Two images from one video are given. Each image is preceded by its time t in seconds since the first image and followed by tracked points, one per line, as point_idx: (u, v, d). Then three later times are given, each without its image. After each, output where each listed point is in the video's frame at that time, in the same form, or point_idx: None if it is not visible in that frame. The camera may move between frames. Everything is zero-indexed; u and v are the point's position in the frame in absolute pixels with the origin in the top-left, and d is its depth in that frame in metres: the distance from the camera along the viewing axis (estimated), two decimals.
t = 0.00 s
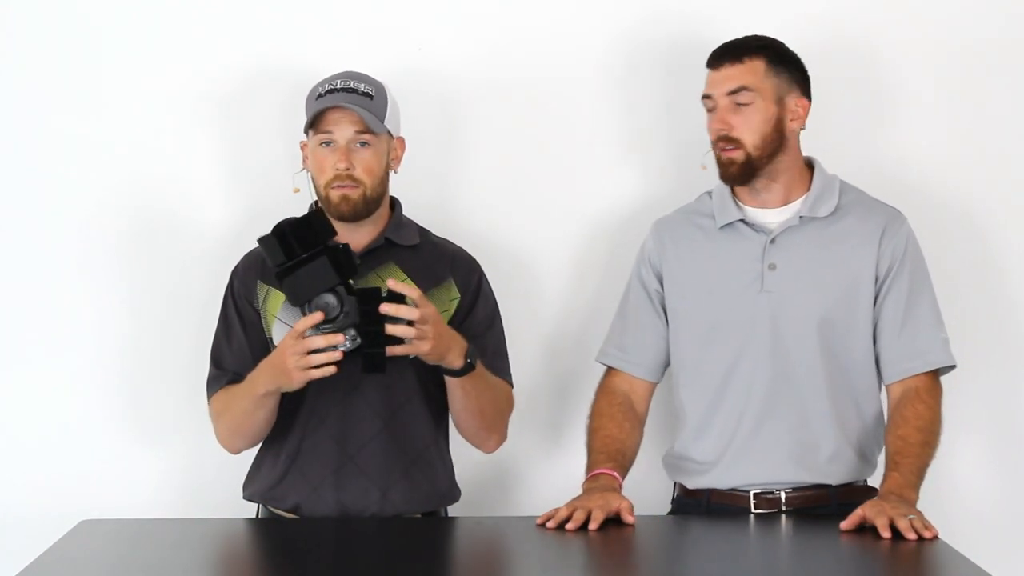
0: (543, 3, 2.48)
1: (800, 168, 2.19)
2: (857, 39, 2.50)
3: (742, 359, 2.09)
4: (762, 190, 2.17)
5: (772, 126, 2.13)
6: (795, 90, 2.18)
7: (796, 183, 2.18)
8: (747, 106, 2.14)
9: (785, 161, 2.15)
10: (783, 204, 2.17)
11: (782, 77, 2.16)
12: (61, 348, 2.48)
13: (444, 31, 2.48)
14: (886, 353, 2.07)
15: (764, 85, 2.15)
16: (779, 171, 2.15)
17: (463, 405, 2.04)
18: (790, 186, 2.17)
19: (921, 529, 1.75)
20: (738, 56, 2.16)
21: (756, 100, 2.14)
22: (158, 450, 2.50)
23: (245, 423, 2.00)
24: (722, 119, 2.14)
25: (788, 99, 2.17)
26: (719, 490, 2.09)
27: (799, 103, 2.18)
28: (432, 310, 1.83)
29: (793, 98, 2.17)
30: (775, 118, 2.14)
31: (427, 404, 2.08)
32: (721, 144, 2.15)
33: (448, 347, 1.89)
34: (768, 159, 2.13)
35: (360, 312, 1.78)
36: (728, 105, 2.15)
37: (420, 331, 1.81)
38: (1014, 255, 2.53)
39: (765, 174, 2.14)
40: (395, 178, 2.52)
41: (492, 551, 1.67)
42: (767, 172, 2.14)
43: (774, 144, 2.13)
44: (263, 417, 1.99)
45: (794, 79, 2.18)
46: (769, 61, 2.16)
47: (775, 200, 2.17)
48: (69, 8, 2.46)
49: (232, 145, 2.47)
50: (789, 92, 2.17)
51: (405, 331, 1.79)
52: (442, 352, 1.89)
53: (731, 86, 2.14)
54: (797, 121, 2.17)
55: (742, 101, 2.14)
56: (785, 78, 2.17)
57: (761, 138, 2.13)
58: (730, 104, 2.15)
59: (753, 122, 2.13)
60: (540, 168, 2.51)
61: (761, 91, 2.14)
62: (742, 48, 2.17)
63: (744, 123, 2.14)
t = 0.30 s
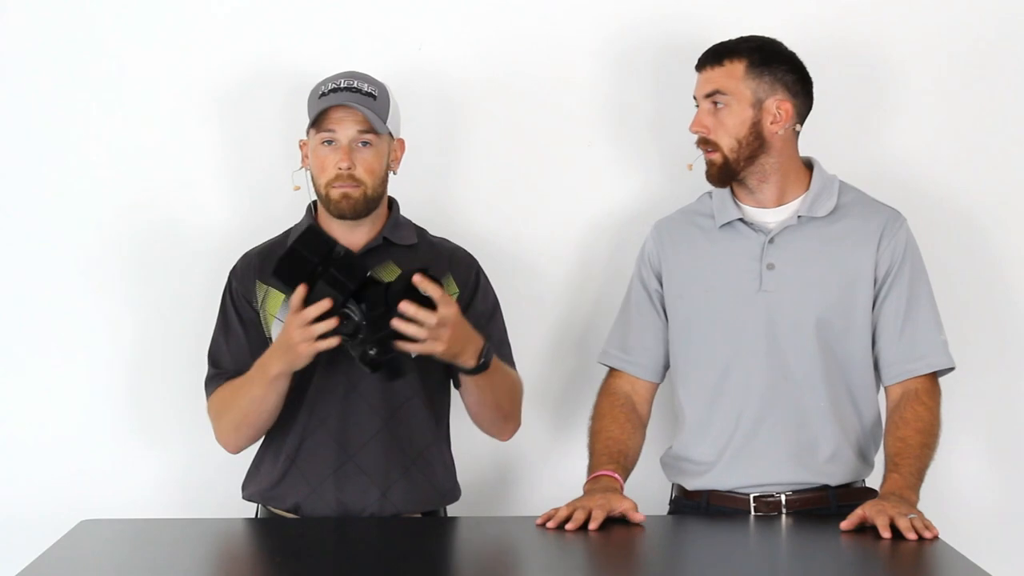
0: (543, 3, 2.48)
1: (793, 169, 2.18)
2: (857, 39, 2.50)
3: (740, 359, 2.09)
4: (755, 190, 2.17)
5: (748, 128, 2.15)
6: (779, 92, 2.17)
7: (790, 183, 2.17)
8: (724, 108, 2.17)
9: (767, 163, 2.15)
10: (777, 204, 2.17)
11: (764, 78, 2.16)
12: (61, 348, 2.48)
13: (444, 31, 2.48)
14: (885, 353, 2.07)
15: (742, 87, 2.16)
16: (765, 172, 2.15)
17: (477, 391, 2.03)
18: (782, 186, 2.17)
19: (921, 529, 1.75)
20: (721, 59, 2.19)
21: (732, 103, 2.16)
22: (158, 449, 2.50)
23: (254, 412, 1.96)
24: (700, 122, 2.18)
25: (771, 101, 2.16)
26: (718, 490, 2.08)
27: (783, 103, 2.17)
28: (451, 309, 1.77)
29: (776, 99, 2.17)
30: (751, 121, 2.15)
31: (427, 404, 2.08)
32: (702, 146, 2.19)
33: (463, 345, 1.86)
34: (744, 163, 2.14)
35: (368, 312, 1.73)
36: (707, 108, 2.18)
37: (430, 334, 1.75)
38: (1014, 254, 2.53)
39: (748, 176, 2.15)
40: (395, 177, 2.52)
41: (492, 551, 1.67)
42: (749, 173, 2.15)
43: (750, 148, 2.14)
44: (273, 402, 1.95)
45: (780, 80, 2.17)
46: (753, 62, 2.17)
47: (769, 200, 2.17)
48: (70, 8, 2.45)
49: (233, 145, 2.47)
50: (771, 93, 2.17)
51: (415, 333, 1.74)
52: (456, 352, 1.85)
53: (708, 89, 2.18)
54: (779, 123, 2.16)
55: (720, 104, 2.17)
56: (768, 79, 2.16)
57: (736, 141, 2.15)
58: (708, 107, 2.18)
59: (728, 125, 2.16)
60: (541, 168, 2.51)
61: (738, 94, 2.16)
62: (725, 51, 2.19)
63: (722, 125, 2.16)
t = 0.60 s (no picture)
0: (543, 3, 2.48)
1: (795, 168, 2.18)
2: (857, 39, 2.50)
3: (741, 359, 2.09)
4: (757, 190, 2.17)
5: (751, 128, 2.15)
6: (781, 91, 2.17)
7: (792, 183, 2.17)
8: (727, 108, 2.17)
9: (770, 163, 2.15)
10: (779, 204, 2.17)
11: (766, 78, 2.17)
12: (61, 349, 2.48)
13: (444, 32, 2.48)
14: (886, 354, 2.07)
15: (744, 87, 2.16)
16: (768, 172, 2.15)
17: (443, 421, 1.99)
18: (784, 186, 2.17)
19: (921, 529, 1.75)
20: (722, 60, 2.19)
21: (735, 103, 2.16)
22: (158, 450, 2.50)
23: (276, 412, 1.95)
24: (703, 123, 2.18)
25: (773, 101, 2.16)
26: (719, 490, 2.08)
27: (784, 103, 2.17)
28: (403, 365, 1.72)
29: (778, 99, 2.17)
30: (753, 121, 2.15)
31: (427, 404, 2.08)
32: (704, 146, 2.18)
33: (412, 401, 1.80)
34: (747, 162, 2.14)
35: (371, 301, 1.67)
36: (709, 108, 2.18)
37: (371, 361, 1.73)
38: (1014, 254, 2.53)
39: (750, 176, 2.15)
40: (395, 178, 2.52)
41: (492, 551, 1.67)
42: (752, 173, 2.15)
43: (753, 147, 2.14)
44: (301, 410, 1.94)
45: (782, 79, 2.17)
46: (755, 62, 2.17)
47: (772, 200, 2.17)
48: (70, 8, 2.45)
49: (233, 146, 2.47)
50: (773, 93, 2.17)
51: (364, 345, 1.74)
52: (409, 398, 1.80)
53: (710, 90, 2.17)
54: (782, 122, 2.16)
55: (722, 104, 2.17)
56: (770, 79, 2.17)
57: (739, 141, 2.15)
58: (711, 108, 2.18)
59: (731, 124, 2.16)
60: (541, 168, 2.51)
61: (740, 94, 2.16)
62: (726, 52, 2.19)
63: (724, 125, 2.16)
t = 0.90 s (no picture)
0: (543, 3, 2.48)
1: (798, 169, 2.18)
2: (857, 40, 2.50)
3: (743, 359, 2.08)
4: (760, 190, 2.16)
5: (755, 126, 2.15)
6: (786, 91, 2.17)
7: (796, 183, 2.17)
8: (732, 107, 2.16)
9: (775, 162, 2.15)
10: (783, 204, 2.17)
11: (770, 78, 2.17)
12: (61, 349, 2.48)
13: (444, 31, 2.48)
14: (887, 354, 2.07)
15: (751, 85, 2.16)
16: (771, 172, 2.15)
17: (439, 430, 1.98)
18: (788, 186, 2.16)
19: (921, 529, 1.75)
20: (728, 58, 2.19)
21: (741, 101, 2.16)
22: (157, 450, 2.50)
23: (283, 415, 1.95)
24: (708, 120, 2.17)
25: (777, 100, 2.17)
26: (720, 490, 2.08)
27: (789, 103, 2.17)
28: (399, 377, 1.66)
29: (783, 98, 2.17)
30: (759, 119, 2.15)
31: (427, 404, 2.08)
32: (709, 145, 2.18)
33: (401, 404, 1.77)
34: (752, 160, 2.14)
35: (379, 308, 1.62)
36: (715, 106, 2.17)
37: (368, 366, 1.68)
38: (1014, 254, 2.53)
39: (754, 175, 2.15)
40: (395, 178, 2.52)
41: (492, 551, 1.67)
42: (756, 172, 2.15)
43: (759, 146, 2.14)
44: (306, 412, 1.94)
45: (787, 79, 2.17)
46: (760, 61, 2.17)
47: (775, 199, 2.17)
48: (70, 9, 2.45)
49: (233, 146, 2.47)
50: (777, 93, 2.17)
51: (364, 349, 1.67)
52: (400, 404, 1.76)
53: (716, 88, 2.17)
54: (788, 121, 2.16)
55: (727, 102, 2.16)
56: (775, 78, 2.17)
57: (744, 139, 2.15)
58: (717, 106, 2.17)
59: (737, 122, 2.15)
60: (541, 169, 2.51)
61: (746, 92, 2.16)
62: (732, 49, 2.19)
63: (730, 124, 2.16)
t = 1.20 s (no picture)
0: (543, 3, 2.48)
1: (799, 169, 2.18)
2: (857, 40, 2.50)
3: (743, 359, 2.09)
4: (762, 191, 2.17)
5: (756, 129, 2.15)
6: (787, 94, 2.17)
7: (797, 185, 2.18)
8: (734, 113, 2.16)
9: (777, 165, 2.15)
10: (784, 205, 2.17)
11: (770, 80, 2.16)
12: (61, 348, 2.48)
13: (444, 31, 2.48)
14: (887, 355, 2.07)
15: (752, 91, 2.16)
16: (773, 174, 2.15)
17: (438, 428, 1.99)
18: (789, 188, 2.17)
19: (921, 529, 1.75)
20: (727, 63, 2.18)
21: (742, 107, 2.15)
22: (159, 450, 2.50)
23: (284, 415, 1.95)
24: (709, 127, 2.17)
25: (778, 103, 2.16)
26: (719, 490, 2.08)
27: (788, 104, 2.17)
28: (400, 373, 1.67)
29: (785, 101, 2.17)
30: (761, 124, 2.15)
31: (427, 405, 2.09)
32: (712, 152, 2.17)
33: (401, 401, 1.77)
34: (755, 166, 2.14)
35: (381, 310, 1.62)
36: (716, 113, 2.17)
37: (368, 364, 1.68)
38: (1015, 254, 2.53)
39: (755, 177, 2.15)
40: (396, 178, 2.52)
41: (492, 550, 1.68)
42: (758, 174, 2.15)
43: (761, 151, 2.14)
44: (307, 412, 1.94)
45: (788, 81, 2.17)
46: (760, 65, 2.17)
47: (776, 200, 2.17)
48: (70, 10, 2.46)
49: (233, 146, 2.48)
50: (778, 95, 2.17)
51: (364, 346, 1.67)
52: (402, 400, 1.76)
53: (717, 94, 2.16)
54: (789, 125, 2.16)
55: (728, 107, 2.16)
56: (776, 81, 2.17)
57: (746, 143, 2.15)
58: (718, 112, 2.17)
59: (739, 128, 2.15)
60: (541, 169, 2.51)
61: (746, 96, 2.16)
62: (731, 54, 2.18)
63: (731, 128, 2.16)
